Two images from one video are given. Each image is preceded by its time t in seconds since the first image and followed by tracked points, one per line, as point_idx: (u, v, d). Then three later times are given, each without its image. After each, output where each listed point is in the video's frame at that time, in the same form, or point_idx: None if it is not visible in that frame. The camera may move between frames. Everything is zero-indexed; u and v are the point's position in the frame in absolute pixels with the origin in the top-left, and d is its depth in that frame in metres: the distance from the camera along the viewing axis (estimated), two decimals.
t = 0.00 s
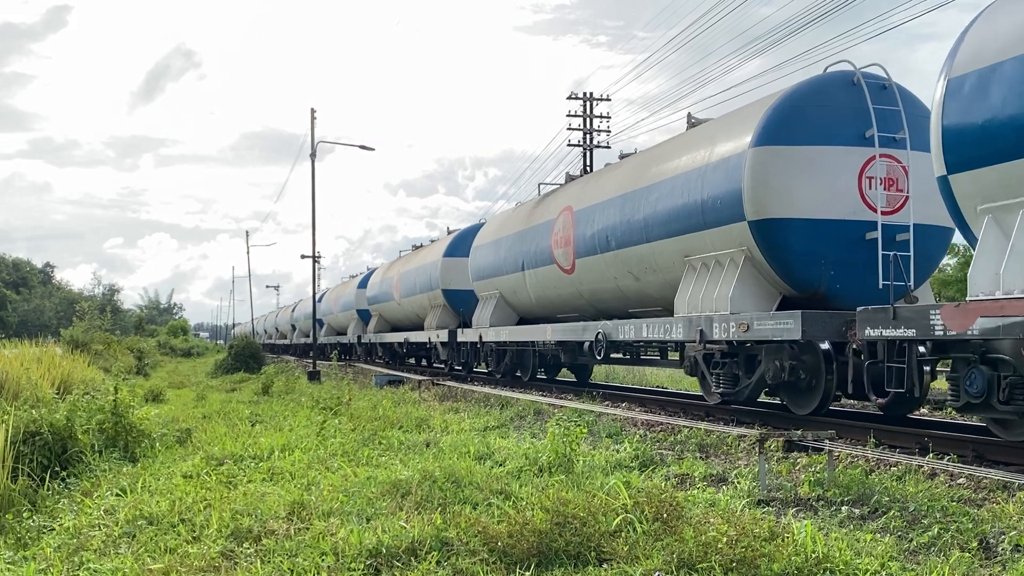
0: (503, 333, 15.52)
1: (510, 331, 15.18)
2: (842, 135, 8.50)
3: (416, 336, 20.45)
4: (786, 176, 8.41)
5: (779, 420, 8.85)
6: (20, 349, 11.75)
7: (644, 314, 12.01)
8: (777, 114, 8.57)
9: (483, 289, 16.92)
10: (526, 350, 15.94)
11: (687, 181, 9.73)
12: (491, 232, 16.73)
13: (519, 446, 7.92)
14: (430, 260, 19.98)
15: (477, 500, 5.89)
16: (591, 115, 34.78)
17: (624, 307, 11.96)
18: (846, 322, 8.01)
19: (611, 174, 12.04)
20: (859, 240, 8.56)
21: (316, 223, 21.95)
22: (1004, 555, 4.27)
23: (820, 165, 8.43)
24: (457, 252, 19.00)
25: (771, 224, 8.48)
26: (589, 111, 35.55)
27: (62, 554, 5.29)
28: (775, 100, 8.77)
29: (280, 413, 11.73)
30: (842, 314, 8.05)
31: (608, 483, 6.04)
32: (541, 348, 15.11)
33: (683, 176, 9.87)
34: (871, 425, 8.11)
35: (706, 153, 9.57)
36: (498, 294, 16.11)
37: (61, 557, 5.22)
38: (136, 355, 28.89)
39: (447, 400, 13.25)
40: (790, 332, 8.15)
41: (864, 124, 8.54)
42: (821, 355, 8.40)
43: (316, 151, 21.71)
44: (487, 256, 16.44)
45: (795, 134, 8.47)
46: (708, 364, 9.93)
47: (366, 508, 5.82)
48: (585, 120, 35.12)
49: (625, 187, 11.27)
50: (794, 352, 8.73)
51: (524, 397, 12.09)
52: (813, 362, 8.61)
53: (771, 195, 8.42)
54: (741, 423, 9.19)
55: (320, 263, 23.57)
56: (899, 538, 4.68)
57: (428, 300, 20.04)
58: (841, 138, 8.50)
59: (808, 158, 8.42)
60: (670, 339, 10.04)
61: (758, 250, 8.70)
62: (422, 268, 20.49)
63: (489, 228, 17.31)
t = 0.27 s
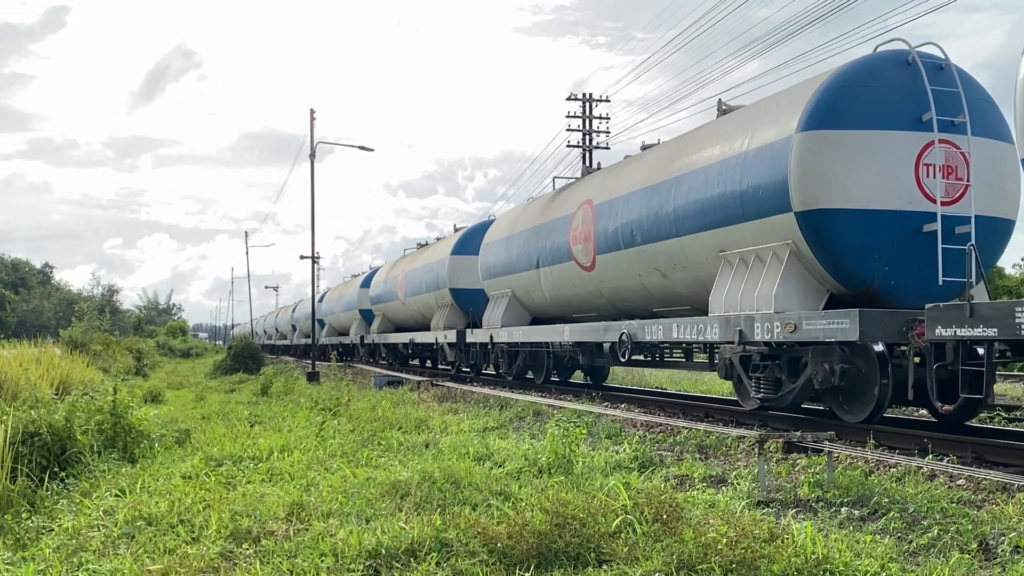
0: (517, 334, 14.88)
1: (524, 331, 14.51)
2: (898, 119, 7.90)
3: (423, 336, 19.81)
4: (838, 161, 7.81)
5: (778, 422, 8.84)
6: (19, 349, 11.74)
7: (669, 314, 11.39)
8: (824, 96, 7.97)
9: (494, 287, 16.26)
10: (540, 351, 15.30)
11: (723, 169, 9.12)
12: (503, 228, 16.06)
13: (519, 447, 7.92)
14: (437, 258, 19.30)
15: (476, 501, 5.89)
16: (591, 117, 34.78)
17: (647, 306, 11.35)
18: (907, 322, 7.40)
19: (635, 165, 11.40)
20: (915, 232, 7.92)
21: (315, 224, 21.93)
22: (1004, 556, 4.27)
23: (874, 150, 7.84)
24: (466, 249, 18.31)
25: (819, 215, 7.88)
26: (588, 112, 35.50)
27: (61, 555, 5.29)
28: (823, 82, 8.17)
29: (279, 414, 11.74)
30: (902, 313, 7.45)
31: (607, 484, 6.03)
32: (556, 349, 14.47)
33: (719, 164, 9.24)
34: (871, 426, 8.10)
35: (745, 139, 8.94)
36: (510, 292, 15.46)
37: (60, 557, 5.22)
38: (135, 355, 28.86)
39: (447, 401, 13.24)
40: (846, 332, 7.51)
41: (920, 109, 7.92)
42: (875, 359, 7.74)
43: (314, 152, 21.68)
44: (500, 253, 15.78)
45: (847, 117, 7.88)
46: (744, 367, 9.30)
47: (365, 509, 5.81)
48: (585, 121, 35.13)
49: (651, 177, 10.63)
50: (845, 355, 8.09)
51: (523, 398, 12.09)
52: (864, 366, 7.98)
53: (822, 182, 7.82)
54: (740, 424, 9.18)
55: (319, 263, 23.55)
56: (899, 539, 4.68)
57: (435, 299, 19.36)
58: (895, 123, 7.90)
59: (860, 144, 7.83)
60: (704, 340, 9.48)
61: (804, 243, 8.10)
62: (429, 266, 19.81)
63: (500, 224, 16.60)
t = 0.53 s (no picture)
0: (529, 334, 13.91)
1: (537, 332, 13.55)
2: (964, 98, 6.83)
3: (428, 336, 18.93)
4: (899, 145, 6.71)
5: (777, 423, 8.83)
6: (18, 350, 11.74)
7: (697, 314, 10.25)
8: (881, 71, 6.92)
9: (504, 287, 15.28)
10: (551, 352, 14.51)
11: (763, 156, 8.10)
12: (514, 224, 15.05)
13: (518, 448, 7.92)
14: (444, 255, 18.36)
15: (475, 501, 5.89)
16: (590, 118, 34.77)
17: (673, 306, 10.34)
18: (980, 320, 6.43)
19: (659, 154, 10.36)
20: (984, 224, 6.83)
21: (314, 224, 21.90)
22: (1003, 557, 4.27)
23: (940, 134, 6.76)
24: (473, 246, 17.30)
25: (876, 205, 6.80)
26: (587, 112, 35.49)
27: (61, 555, 5.29)
28: (879, 56, 7.09)
29: (278, 414, 11.74)
30: (972, 311, 6.49)
31: (607, 485, 6.03)
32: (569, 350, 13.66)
33: (758, 150, 8.21)
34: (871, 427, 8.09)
35: (789, 123, 7.91)
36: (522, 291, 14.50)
37: (60, 558, 5.22)
38: (134, 356, 28.84)
39: (445, 402, 13.22)
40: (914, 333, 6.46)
41: (988, 86, 6.88)
42: (939, 360, 6.95)
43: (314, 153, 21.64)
44: (509, 250, 14.78)
45: (910, 96, 6.78)
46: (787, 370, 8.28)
47: (364, 509, 5.82)
48: (583, 121, 35.12)
49: (680, 167, 9.59)
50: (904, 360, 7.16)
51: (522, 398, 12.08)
52: (924, 370, 7.12)
53: (882, 168, 6.72)
54: (739, 425, 9.14)
55: (317, 263, 23.51)
56: (898, 540, 4.68)
57: (441, 298, 18.42)
58: (962, 102, 6.82)
59: (924, 126, 6.75)
60: (742, 341, 8.38)
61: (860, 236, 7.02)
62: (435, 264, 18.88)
63: (510, 220, 15.61)
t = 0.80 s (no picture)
0: (545, 335, 13.32)
1: (554, 332, 12.92)
2: None
3: (435, 336, 18.31)
4: (970, 126, 6.09)
5: (776, 423, 8.85)
6: (17, 350, 11.73)
7: (713, 314, 10.06)
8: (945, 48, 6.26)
9: (518, 284, 14.63)
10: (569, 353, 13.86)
11: (811, 141, 7.44)
12: (528, 219, 14.34)
13: (517, 448, 7.92)
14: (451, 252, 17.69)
15: (474, 502, 5.89)
16: (590, 118, 34.81)
17: (703, 302, 9.80)
18: None
19: (691, 141, 9.67)
20: None
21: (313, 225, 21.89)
22: (1001, 558, 4.28)
23: (1008, 117, 6.17)
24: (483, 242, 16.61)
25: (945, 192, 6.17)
26: (586, 113, 35.47)
27: (59, 555, 5.29)
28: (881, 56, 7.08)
29: (277, 415, 11.74)
30: None
31: (606, 486, 6.03)
32: (588, 351, 13.06)
33: (806, 135, 7.54)
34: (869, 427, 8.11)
35: (842, 105, 7.24)
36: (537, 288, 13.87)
37: (58, 558, 5.22)
38: (133, 355, 28.84)
39: (444, 402, 13.22)
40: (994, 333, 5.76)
41: None
42: (1014, 360, 6.25)
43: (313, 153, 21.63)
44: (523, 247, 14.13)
45: (980, 74, 6.14)
46: (838, 374, 7.57)
47: (363, 509, 5.82)
48: (583, 122, 35.15)
49: (715, 154, 8.92)
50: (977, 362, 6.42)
51: (522, 399, 12.08)
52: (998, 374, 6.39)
53: (952, 155, 6.09)
54: (738, 426, 9.15)
55: (316, 262, 23.50)
56: (897, 541, 4.68)
57: (449, 297, 17.74)
58: None
59: (995, 105, 6.15)
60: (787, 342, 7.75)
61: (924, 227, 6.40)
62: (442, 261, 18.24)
63: (524, 214, 14.92)
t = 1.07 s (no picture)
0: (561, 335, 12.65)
1: (573, 332, 12.20)
2: None
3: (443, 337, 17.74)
4: None
5: (775, 424, 8.86)
6: (16, 350, 11.73)
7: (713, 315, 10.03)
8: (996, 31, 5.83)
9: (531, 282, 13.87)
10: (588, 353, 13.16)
11: (870, 121, 6.74)
12: (543, 213, 13.58)
13: (516, 448, 7.92)
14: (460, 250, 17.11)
15: (474, 502, 5.89)
16: (589, 118, 34.82)
17: (736, 301, 9.13)
18: None
19: (726, 127, 8.95)
20: None
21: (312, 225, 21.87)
22: (1000, 558, 4.28)
23: None
24: (493, 239, 16.01)
25: None
26: (585, 113, 35.49)
27: (59, 555, 5.29)
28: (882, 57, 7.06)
29: (277, 415, 11.74)
30: None
31: (605, 486, 6.03)
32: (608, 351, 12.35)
33: (862, 115, 6.85)
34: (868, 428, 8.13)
35: (905, 81, 6.54)
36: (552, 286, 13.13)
37: (58, 558, 5.22)
38: (132, 355, 28.83)
39: (443, 402, 13.22)
40: None
41: None
42: None
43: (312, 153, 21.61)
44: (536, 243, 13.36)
45: None
46: (897, 378, 6.73)
47: (363, 509, 5.82)
48: (582, 122, 35.17)
49: (755, 139, 8.20)
50: None
51: (521, 399, 12.09)
52: None
53: None
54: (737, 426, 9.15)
55: (315, 262, 23.49)
56: (896, 541, 4.68)
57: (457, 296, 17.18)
58: None
59: None
60: (842, 341, 6.99)
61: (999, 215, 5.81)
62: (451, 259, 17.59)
63: (538, 208, 14.18)
